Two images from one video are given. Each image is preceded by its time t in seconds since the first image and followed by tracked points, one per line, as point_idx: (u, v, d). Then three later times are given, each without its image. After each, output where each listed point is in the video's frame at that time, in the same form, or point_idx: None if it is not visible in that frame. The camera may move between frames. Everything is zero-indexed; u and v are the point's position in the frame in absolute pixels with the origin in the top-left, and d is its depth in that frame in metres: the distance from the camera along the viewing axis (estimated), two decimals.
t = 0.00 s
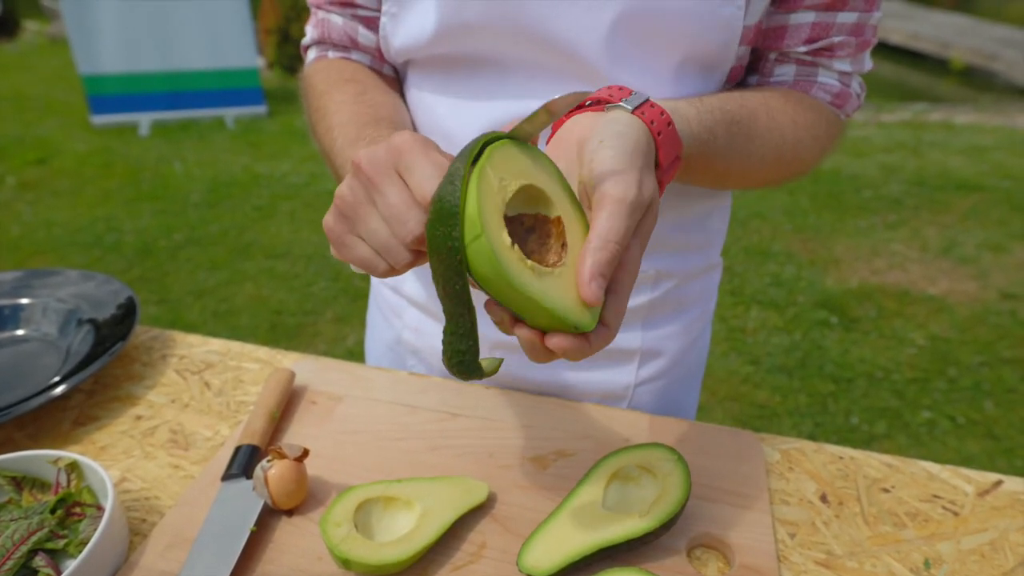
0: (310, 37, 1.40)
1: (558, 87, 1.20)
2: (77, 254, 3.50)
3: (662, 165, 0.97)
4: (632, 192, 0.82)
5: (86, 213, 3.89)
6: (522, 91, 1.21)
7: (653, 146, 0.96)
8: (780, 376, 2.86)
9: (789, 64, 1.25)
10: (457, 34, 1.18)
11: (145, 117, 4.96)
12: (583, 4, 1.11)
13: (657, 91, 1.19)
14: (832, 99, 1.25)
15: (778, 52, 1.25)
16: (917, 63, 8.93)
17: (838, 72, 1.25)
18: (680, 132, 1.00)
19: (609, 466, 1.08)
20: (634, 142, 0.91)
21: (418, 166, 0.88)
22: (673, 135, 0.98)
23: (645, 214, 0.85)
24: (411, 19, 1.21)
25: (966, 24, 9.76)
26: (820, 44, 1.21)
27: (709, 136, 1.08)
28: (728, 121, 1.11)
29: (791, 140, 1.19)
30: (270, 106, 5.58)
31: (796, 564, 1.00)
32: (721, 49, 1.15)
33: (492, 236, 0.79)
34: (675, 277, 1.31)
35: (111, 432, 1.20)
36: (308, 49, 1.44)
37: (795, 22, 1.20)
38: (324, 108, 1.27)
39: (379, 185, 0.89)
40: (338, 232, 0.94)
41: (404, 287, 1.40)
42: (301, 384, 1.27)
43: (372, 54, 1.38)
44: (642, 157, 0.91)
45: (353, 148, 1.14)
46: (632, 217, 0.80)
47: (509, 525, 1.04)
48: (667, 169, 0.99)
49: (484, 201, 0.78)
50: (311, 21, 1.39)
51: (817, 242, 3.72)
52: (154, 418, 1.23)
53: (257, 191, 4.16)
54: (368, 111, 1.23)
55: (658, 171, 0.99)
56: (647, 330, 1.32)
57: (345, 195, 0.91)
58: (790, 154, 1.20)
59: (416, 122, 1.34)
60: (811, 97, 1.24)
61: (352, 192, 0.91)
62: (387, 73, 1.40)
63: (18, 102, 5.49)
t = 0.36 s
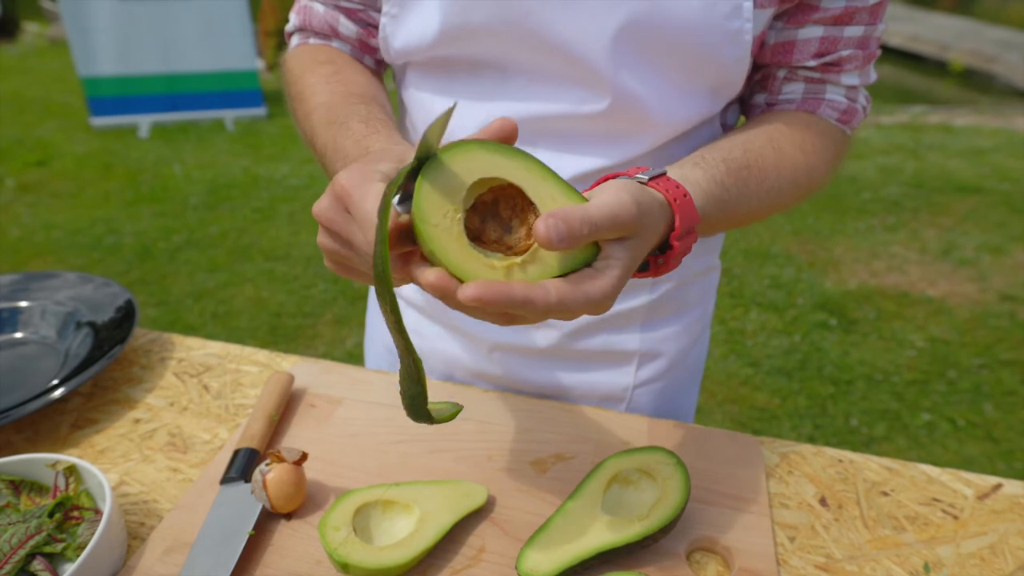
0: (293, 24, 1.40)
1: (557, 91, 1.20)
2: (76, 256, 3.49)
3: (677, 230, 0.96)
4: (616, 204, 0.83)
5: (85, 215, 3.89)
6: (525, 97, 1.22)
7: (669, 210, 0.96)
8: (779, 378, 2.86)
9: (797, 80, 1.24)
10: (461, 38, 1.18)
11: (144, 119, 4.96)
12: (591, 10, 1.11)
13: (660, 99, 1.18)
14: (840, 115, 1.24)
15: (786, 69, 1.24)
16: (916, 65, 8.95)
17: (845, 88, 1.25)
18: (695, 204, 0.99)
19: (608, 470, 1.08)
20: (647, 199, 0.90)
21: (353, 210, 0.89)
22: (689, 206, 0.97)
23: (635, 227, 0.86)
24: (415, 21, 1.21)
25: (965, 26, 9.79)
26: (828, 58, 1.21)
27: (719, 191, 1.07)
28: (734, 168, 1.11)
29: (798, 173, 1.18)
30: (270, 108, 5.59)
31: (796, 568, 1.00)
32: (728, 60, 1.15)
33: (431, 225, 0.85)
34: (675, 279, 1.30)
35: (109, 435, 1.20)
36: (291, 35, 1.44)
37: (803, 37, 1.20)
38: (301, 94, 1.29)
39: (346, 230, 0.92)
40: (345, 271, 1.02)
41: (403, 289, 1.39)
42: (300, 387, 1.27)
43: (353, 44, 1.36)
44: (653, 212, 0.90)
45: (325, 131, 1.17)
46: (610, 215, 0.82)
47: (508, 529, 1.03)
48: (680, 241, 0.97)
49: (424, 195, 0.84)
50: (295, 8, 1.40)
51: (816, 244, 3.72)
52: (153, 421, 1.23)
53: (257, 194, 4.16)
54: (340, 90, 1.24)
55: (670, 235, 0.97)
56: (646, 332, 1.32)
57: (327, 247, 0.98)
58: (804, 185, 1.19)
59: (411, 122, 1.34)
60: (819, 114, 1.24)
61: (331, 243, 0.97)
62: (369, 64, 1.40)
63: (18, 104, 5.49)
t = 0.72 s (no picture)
0: (305, 35, 1.41)
1: (559, 95, 1.20)
2: (76, 259, 3.49)
3: (656, 182, 0.95)
4: (603, 179, 0.84)
5: (86, 217, 3.89)
6: (522, 99, 1.22)
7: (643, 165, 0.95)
8: (779, 381, 2.86)
9: (796, 79, 1.25)
10: (461, 42, 1.18)
11: (145, 121, 4.96)
12: (590, 15, 1.11)
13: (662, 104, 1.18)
14: (838, 114, 1.25)
15: (785, 68, 1.25)
16: (916, 66, 8.97)
17: (844, 86, 1.25)
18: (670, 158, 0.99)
19: (609, 474, 1.08)
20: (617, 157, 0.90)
21: (380, 222, 0.90)
22: (660, 158, 0.96)
23: (624, 195, 0.86)
24: (415, 25, 1.21)
25: (965, 28, 9.80)
26: (826, 59, 1.21)
27: (699, 155, 1.08)
28: (716, 142, 1.12)
29: (791, 156, 1.19)
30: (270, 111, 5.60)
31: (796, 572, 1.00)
32: (729, 65, 1.15)
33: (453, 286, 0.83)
34: (675, 283, 1.30)
35: (110, 438, 1.20)
36: (303, 45, 1.44)
37: (801, 37, 1.20)
38: (317, 108, 1.30)
39: (363, 239, 0.93)
40: (349, 274, 1.02)
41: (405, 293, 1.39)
42: (301, 390, 1.27)
43: (364, 53, 1.37)
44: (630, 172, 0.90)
45: (344, 146, 1.18)
46: (604, 192, 0.82)
47: (509, 533, 1.03)
48: (661, 193, 0.96)
49: (430, 264, 0.82)
50: (305, 18, 1.40)
51: (816, 246, 3.72)
52: (153, 424, 1.23)
53: (257, 196, 4.16)
54: (359, 106, 1.25)
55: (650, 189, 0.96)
56: (647, 336, 1.32)
57: (338, 248, 0.98)
58: (790, 175, 1.20)
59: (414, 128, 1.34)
60: (816, 113, 1.24)
61: (344, 243, 0.97)
62: (379, 71, 1.40)
63: (18, 106, 5.50)
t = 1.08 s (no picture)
0: (304, 36, 1.41)
1: (557, 100, 1.20)
2: (76, 261, 3.49)
3: (686, 211, 0.96)
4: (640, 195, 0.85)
5: (86, 219, 3.89)
6: (520, 104, 1.22)
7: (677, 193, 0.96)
8: (779, 383, 2.86)
9: (802, 86, 1.25)
10: (459, 46, 1.19)
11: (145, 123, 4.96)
12: (587, 20, 1.11)
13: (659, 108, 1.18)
14: (845, 121, 1.25)
15: (791, 75, 1.25)
16: (916, 69, 8.98)
17: (850, 94, 1.25)
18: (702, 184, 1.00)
19: (609, 478, 1.08)
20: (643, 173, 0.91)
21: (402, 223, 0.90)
22: (697, 186, 0.97)
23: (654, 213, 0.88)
24: (414, 30, 1.22)
25: (965, 30, 9.82)
26: (833, 67, 1.21)
27: (726, 175, 1.08)
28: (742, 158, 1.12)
29: (810, 166, 1.20)
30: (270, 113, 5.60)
31: None
32: (726, 70, 1.15)
33: (497, 281, 0.84)
34: (674, 287, 1.30)
35: (110, 442, 1.20)
36: (302, 47, 1.44)
37: (809, 45, 1.20)
38: (316, 109, 1.30)
39: (392, 243, 0.93)
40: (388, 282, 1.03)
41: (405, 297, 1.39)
42: (301, 394, 1.27)
43: (363, 54, 1.38)
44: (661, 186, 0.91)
45: (343, 143, 1.18)
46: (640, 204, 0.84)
47: (509, 537, 1.03)
48: (690, 222, 0.97)
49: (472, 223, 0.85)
50: (305, 19, 1.40)
51: (816, 248, 3.73)
52: (153, 428, 1.23)
53: (257, 198, 4.17)
54: (354, 102, 1.25)
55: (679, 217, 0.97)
56: (646, 341, 1.32)
57: (375, 261, 0.99)
58: (809, 186, 1.20)
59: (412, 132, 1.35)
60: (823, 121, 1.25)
61: (378, 257, 0.98)
62: (378, 73, 1.41)
63: (19, 108, 5.50)
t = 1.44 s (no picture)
0: (308, 41, 1.41)
1: (560, 105, 1.20)
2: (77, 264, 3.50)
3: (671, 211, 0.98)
4: (650, 230, 0.83)
5: (87, 222, 3.90)
6: (523, 108, 1.22)
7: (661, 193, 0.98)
8: (780, 386, 2.86)
9: (795, 89, 1.25)
10: (462, 51, 1.19)
11: (147, 126, 4.97)
12: (591, 25, 1.12)
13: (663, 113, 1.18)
14: (837, 125, 1.26)
15: (784, 78, 1.25)
16: (916, 72, 9.00)
17: (843, 98, 1.26)
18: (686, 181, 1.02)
19: (611, 481, 1.08)
20: (632, 180, 0.94)
21: (456, 226, 0.93)
22: (678, 183, 0.99)
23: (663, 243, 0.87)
24: (418, 34, 1.22)
25: (965, 33, 9.84)
26: (826, 70, 1.21)
27: (710, 178, 1.08)
28: (728, 159, 1.11)
29: (797, 169, 1.20)
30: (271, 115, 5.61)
31: None
32: (730, 74, 1.15)
33: (558, 315, 0.83)
34: (676, 291, 1.31)
35: (112, 445, 1.20)
36: (306, 51, 1.45)
37: (802, 48, 1.20)
38: (328, 116, 1.30)
39: (438, 245, 0.95)
40: (417, 284, 1.05)
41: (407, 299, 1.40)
42: (303, 396, 1.27)
43: (368, 59, 1.38)
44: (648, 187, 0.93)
45: (364, 154, 1.19)
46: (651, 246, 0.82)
47: (512, 541, 1.03)
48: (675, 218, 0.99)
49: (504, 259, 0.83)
50: (309, 24, 1.40)
51: (816, 251, 3.73)
52: (156, 430, 1.23)
53: (258, 200, 4.17)
54: (373, 114, 1.26)
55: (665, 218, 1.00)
56: (649, 344, 1.32)
57: (410, 259, 1.00)
58: (798, 186, 1.21)
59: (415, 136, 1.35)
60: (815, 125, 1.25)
61: (415, 255, 0.99)
62: (383, 77, 1.41)
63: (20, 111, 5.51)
